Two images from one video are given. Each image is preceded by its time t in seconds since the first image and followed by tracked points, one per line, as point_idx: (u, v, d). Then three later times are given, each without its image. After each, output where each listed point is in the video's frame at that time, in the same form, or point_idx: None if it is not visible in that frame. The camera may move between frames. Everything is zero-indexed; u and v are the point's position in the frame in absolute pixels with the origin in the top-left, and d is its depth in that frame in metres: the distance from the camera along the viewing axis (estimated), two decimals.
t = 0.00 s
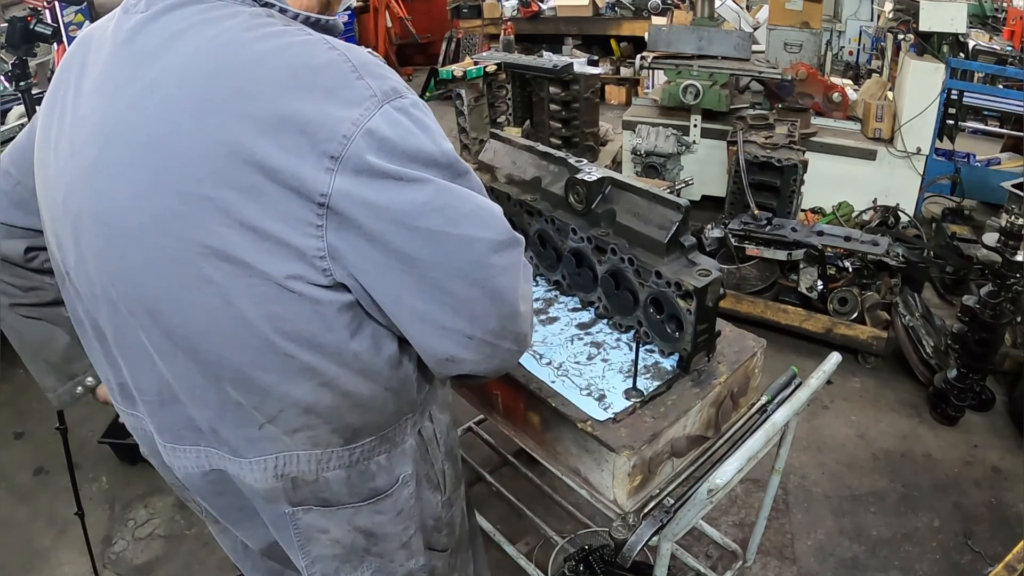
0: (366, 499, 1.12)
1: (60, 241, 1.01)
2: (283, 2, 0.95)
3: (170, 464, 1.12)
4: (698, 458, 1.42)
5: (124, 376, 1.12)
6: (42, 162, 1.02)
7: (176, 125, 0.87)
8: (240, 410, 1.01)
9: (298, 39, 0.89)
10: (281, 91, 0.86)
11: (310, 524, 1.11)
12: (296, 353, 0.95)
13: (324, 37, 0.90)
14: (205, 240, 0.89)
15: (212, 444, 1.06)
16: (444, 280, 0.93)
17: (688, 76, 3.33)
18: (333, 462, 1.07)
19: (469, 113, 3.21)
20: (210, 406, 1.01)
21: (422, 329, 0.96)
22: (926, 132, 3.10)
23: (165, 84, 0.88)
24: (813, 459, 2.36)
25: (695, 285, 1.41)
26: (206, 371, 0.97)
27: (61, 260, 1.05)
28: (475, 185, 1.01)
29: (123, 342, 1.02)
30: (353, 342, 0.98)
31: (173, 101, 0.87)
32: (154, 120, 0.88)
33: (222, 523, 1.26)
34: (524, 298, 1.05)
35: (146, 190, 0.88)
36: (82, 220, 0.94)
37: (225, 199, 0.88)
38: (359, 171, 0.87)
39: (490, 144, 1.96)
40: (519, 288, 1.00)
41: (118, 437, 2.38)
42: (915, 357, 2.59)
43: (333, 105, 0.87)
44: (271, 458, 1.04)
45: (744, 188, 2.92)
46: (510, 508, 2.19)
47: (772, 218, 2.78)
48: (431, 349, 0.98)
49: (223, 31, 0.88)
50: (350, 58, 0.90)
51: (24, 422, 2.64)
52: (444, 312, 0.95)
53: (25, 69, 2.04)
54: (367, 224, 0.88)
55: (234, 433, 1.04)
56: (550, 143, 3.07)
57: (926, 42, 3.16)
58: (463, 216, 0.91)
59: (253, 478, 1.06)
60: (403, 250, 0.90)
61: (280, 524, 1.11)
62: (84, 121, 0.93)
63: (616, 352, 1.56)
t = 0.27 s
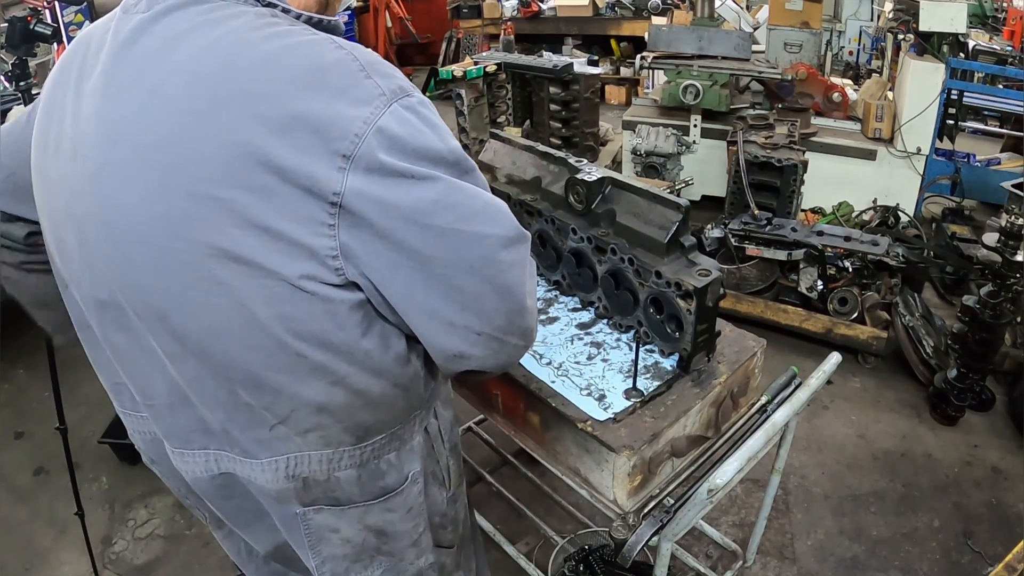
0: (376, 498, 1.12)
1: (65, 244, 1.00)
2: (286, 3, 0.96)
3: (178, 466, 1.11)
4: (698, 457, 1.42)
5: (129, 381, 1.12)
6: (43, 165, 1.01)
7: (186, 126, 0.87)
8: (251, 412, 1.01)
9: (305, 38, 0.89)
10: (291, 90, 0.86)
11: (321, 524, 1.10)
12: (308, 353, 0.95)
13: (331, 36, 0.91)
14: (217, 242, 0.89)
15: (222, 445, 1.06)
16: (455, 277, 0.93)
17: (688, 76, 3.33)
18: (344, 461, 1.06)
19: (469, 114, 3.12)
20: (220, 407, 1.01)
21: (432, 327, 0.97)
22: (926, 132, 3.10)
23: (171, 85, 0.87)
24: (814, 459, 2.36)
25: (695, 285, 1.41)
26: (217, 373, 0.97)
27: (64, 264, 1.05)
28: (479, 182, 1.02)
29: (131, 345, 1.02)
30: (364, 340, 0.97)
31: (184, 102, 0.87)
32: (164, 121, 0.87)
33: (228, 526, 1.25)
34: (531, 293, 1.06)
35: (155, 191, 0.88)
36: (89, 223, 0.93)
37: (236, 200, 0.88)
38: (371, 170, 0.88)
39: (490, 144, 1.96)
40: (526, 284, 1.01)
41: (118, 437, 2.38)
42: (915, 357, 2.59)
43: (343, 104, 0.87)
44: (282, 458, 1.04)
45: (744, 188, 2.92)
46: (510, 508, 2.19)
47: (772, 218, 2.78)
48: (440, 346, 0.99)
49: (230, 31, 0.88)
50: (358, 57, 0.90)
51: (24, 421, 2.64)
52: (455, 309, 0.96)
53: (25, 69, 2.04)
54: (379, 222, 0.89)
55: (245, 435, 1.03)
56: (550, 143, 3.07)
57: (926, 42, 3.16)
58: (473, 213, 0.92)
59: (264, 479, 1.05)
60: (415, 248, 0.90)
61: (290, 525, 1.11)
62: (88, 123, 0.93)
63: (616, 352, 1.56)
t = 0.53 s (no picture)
0: (378, 499, 1.13)
1: (62, 254, 0.99)
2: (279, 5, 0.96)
3: (178, 481, 1.11)
4: (699, 457, 1.42)
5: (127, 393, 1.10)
6: (36, 174, 1.00)
7: (188, 131, 0.86)
8: (255, 419, 1.01)
9: (306, 41, 0.89)
10: (294, 93, 0.87)
11: (325, 529, 1.11)
12: (313, 356, 0.96)
13: (330, 39, 0.91)
14: (223, 246, 0.89)
15: (223, 456, 1.06)
16: (456, 277, 0.95)
17: (688, 76, 3.33)
18: (346, 463, 1.08)
19: (469, 114, 3.16)
20: (223, 415, 1.01)
21: (431, 327, 0.98)
22: (926, 132, 3.10)
23: (171, 89, 0.87)
24: (814, 459, 2.36)
25: (695, 285, 1.41)
26: (222, 381, 0.97)
27: (60, 275, 1.03)
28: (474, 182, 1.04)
29: (130, 355, 1.01)
30: (368, 342, 0.99)
31: (186, 107, 0.86)
32: (166, 126, 0.87)
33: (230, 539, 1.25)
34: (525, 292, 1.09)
35: (159, 197, 0.88)
36: (89, 231, 0.92)
37: (241, 204, 0.88)
38: (375, 172, 0.89)
39: (490, 144, 1.96)
40: (521, 282, 1.04)
41: (118, 437, 2.38)
42: (915, 357, 2.58)
43: (346, 106, 0.88)
44: (286, 465, 1.04)
45: (744, 187, 2.92)
46: (509, 508, 2.19)
47: (772, 218, 2.78)
48: (438, 345, 1.01)
49: (230, 34, 0.88)
50: (358, 59, 0.91)
51: (24, 421, 2.64)
52: (455, 308, 0.98)
53: (25, 69, 2.04)
54: (383, 224, 0.90)
55: (248, 444, 1.03)
56: (550, 143, 3.07)
57: (926, 42, 3.16)
58: (474, 214, 0.94)
59: (268, 489, 1.05)
60: (419, 248, 0.92)
61: (295, 534, 1.11)
62: (86, 130, 0.92)
63: (617, 352, 1.56)
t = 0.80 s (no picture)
0: (365, 504, 1.13)
1: (47, 258, 1.00)
2: (258, 8, 0.96)
3: (166, 481, 1.12)
4: (698, 458, 1.42)
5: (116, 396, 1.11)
6: (22, 179, 1.01)
7: (160, 139, 0.86)
8: (236, 424, 1.01)
9: (280, 45, 0.89)
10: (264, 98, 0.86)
11: (310, 533, 1.11)
12: (289, 363, 0.96)
13: (305, 42, 0.91)
14: (195, 254, 0.89)
15: (207, 459, 1.06)
16: (432, 284, 0.94)
17: (688, 76, 3.33)
18: (331, 468, 1.08)
19: (469, 114, 3.30)
20: (204, 419, 1.01)
21: (410, 334, 0.98)
22: (926, 132, 3.10)
23: (146, 96, 0.87)
24: (814, 459, 2.36)
25: (695, 285, 1.41)
26: (200, 386, 0.97)
27: (47, 279, 1.04)
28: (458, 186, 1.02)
29: (115, 360, 1.02)
30: (347, 349, 0.99)
31: (159, 114, 0.86)
32: (139, 134, 0.87)
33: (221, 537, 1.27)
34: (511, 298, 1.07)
35: (131, 204, 0.88)
36: (68, 237, 0.93)
37: (212, 211, 0.88)
38: (344, 177, 0.88)
39: (490, 144, 1.96)
40: (504, 288, 1.02)
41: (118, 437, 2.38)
42: (915, 357, 2.59)
43: (317, 111, 0.88)
44: (268, 469, 1.04)
45: (744, 188, 2.92)
46: (509, 508, 2.19)
47: (772, 218, 2.78)
48: (419, 353, 1.00)
49: (205, 40, 0.88)
50: (332, 62, 0.91)
51: (24, 421, 2.64)
52: (434, 316, 0.97)
53: (25, 69, 2.04)
54: (354, 231, 0.89)
55: (231, 448, 1.03)
56: (550, 143, 3.07)
57: (926, 42, 3.16)
58: (450, 220, 0.93)
59: (252, 493, 1.06)
60: (391, 256, 0.91)
61: (281, 536, 1.12)
62: (65, 137, 0.92)
63: (616, 352, 1.56)
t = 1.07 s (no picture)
0: (344, 510, 1.12)
1: (32, 259, 1.03)
2: (235, 11, 0.95)
3: (149, 475, 1.14)
4: (698, 458, 1.42)
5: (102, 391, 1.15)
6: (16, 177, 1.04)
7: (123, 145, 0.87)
8: (207, 426, 1.02)
9: (244, 48, 0.88)
10: (222, 103, 0.86)
11: (288, 536, 1.12)
12: (254, 369, 0.96)
13: (271, 45, 0.90)
14: (155, 260, 0.89)
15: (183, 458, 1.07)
16: (397, 291, 0.93)
17: (688, 76, 3.33)
18: (307, 473, 1.07)
19: (469, 114, 3.44)
20: (175, 420, 1.02)
21: (383, 341, 0.96)
22: (926, 132, 3.10)
23: (113, 102, 0.88)
24: (814, 459, 2.36)
25: (695, 285, 1.41)
26: (169, 387, 0.98)
27: (37, 278, 1.08)
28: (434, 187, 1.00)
29: (95, 358, 1.04)
30: (314, 358, 0.98)
31: (123, 121, 0.87)
32: (105, 140, 0.88)
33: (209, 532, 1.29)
34: (491, 301, 1.04)
35: (97, 209, 0.89)
36: (45, 239, 0.95)
37: (170, 218, 0.88)
38: (301, 183, 0.86)
39: (490, 144, 1.96)
40: (480, 292, 1.00)
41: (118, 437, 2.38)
42: (915, 357, 2.59)
43: (275, 115, 0.86)
44: (242, 472, 1.04)
45: (744, 188, 2.92)
46: (509, 508, 2.19)
47: (772, 218, 2.77)
48: (397, 359, 0.98)
49: (173, 45, 0.89)
50: (297, 64, 0.89)
51: (24, 421, 2.64)
52: (403, 322, 0.95)
53: (25, 69, 2.04)
54: (312, 238, 0.88)
55: (204, 449, 1.04)
56: (550, 143, 3.06)
57: (926, 42, 3.16)
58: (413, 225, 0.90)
59: (227, 494, 1.06)
60: (353, 262, 0.89)
61: (258, 536, 1.12)
62: (44, 141, 0.95)
63: (616, 352, 1.56)
